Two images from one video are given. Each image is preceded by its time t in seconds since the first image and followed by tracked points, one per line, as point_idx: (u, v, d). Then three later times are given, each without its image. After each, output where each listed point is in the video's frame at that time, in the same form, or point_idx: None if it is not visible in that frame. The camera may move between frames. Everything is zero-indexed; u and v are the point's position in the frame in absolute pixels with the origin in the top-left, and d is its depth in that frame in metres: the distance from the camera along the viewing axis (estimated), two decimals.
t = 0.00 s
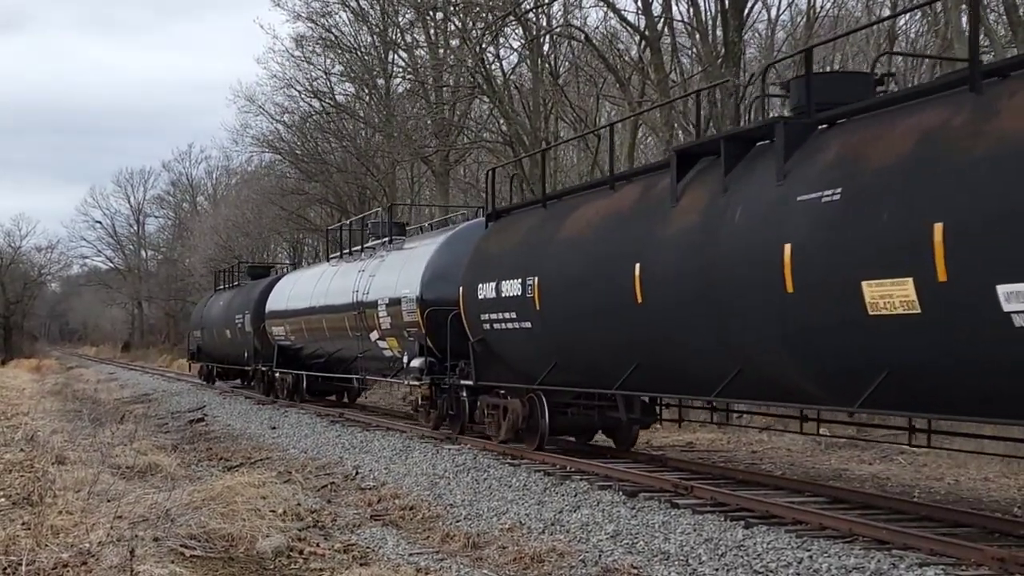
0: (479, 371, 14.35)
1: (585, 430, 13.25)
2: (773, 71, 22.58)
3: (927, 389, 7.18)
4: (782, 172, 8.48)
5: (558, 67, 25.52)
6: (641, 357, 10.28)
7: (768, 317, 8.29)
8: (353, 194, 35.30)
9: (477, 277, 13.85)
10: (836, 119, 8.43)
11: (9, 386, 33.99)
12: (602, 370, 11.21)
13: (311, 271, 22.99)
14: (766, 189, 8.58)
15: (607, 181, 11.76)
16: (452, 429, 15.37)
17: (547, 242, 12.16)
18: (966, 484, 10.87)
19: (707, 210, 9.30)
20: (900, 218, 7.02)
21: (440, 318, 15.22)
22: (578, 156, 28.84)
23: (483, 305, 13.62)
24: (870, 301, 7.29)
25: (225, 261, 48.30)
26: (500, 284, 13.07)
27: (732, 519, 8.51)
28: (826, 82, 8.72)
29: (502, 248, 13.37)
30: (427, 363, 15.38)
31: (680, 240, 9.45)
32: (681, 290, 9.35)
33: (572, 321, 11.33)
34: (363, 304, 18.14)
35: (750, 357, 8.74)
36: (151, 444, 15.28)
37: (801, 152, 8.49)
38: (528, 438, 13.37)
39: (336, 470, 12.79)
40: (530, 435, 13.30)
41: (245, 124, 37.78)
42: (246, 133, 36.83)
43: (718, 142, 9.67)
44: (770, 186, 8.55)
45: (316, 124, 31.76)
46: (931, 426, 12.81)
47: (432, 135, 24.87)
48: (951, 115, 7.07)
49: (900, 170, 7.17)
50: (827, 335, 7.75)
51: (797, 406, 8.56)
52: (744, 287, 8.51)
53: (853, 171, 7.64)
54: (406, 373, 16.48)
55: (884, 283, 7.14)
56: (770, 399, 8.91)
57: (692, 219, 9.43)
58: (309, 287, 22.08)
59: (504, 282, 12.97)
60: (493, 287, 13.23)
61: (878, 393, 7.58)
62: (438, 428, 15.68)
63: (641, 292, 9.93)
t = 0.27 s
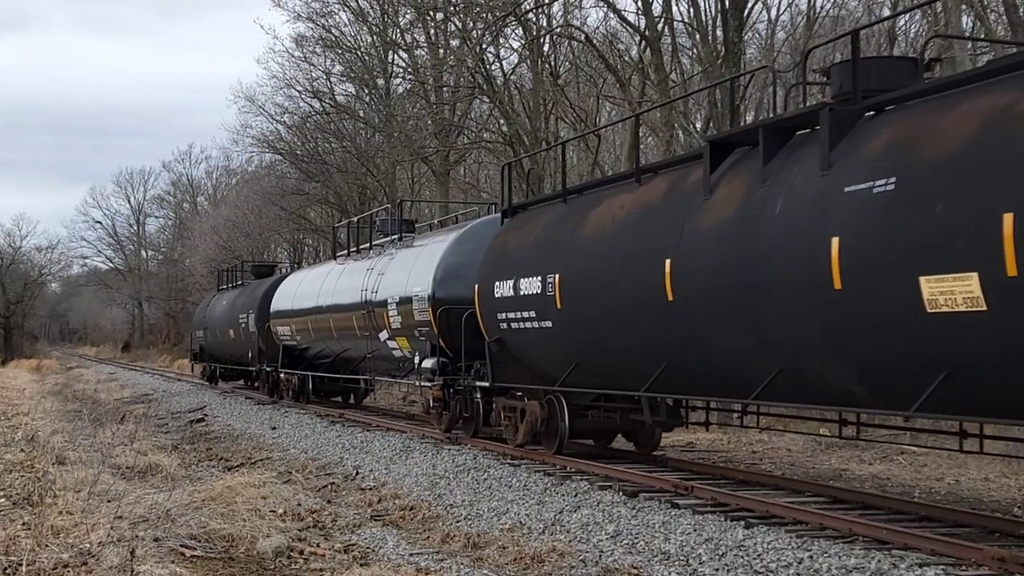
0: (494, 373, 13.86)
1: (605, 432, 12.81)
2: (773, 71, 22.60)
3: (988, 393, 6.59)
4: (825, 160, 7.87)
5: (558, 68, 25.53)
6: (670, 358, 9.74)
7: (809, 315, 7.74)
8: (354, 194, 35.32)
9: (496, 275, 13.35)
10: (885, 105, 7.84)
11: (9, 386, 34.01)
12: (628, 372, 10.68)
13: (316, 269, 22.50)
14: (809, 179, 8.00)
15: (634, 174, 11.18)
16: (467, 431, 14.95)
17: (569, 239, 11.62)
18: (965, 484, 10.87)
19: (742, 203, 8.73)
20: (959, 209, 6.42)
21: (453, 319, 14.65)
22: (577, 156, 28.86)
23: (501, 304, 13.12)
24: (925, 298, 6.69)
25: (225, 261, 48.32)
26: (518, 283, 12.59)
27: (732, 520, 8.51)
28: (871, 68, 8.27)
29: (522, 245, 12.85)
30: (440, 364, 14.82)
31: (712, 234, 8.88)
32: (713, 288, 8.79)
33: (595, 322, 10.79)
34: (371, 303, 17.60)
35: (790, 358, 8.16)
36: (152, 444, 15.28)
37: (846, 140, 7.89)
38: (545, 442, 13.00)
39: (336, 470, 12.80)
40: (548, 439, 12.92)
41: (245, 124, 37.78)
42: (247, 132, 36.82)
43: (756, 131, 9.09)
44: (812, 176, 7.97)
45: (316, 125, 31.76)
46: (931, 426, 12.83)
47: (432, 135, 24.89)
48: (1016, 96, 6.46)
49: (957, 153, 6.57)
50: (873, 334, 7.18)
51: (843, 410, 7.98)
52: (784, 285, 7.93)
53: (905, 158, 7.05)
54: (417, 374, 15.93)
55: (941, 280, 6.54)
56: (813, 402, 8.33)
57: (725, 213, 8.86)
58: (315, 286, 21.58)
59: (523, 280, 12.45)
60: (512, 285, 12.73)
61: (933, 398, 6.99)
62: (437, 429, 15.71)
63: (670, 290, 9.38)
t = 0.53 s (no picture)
0: (511, 374, 13.29)
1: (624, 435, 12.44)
2: (772, 71, 22.61)
3: None
4: (875, 148, 7.30)
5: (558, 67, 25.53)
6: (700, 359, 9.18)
7: (856, 312, 7.19)
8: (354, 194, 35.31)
9: (511, 271, 12.81)
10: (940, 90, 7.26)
11: (8, 385, 34.00)
12: (653, 374, 10.13)
13: (322, 267, 22.19)
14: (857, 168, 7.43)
15: (659, 166, 10.61)
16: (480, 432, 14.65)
17: (589, 234, 11.05)
18: (964, 484, 10.88)
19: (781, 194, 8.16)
20: None
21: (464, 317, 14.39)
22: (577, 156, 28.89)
23: (517, 301, 12.59)
24: (990, 295, 6.13)
25: (224, 261, 48.30)
26: (535, 280, 12.05)
27: (731, 520, 8.51)
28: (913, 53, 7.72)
29: (539, 241, 12.30)
30: (452, 363, 14.53)
31: (748, 227, 8.32)
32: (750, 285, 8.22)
33: (619, 320, 10.23)
34: (380, 302, 17.30)
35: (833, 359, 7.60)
36: (151, 444, 15.27)
37: (900, 126, 7.30)
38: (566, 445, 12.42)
39: (335, 470, 12.79)
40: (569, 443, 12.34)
41: (245, 124, 37.75)
42: (247, 132, 36.79)
43: (797, 119, 8.52)
44: (861, 165, 7.40)
45: (316, 125, 31.74)
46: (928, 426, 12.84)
47: (432, 134, 24.90)
48: None
49: None
50: (929, 330, 6.62)
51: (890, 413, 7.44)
52: (829, 279, 7.37)
53: (967, 144, 6.47)
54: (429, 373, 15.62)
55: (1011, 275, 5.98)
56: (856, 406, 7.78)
57: (763, 205, 8.29)
58: (321, 285, 21.27)
59: (541, 276, 11.91)
60: (529, 282, 12.20)
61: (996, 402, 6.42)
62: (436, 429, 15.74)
63: (702, 287, 8.80)
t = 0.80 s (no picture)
0: (529, 376, 12.86)
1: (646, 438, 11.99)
2: (772, 72, 22.61)
3: None
4: (934, 135, 6.80)
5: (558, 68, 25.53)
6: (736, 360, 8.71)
7: (913, 312, 6.75)
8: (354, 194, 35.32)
9: (530, 268, 12.33)
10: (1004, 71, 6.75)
11: (9, 385, 34.02)
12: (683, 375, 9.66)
13: (329, 266, 21.62)
14: (913, 157, 6.94)
15: (690, 158, 10.07)
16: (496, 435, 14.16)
17: (614, 230, 10.56)
18: (964, 485, 10.87)
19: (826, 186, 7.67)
20: None
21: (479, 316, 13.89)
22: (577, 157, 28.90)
23: (537, 300, 12.11)
24: None
25: (224, 261, 48.32)
26: (556, 278, 11.56)
27: (731, 520, 8.51)
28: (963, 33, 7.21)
29: (560, 237, 11.80)
30: (467, 364, 14.08)
31: (791, 221, 7.86)
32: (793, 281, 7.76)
33: (647, 319, 9.75)
34: (390, 301, 16.69)
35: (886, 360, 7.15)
36: (151, 443, 15.28)
37: (958, 112, 6.81)
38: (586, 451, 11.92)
39: (335, 470, 12.80)
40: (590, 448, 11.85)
41: (245, 124, 37.74)
42: (247, 132, 36.80)
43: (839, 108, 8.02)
44: (917, 154, 6.92)
45: (316, 125, 31.74)
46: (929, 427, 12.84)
47: (432, 134, 24.92)
48: None
49: None
50: (997, 328, 6.18)
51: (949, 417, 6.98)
52: (884, 275, 6.91)
53: None
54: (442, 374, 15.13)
55: None
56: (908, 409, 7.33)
57: (806, 198, 7.82)
58: (328, 284, 20.67)
59: (563, 274, 11.42)
60: (550, 280, 11.71)
61: None
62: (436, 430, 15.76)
63: (739, 284, 8.34)
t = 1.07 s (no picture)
0: (551, 378, 12.29)
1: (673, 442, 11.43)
2: (774, 73, 22.61)
3: None
4: (1001, 122, 6.40)
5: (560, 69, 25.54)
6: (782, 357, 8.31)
7: (985, 309, 6.35)
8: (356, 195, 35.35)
9: (551, 266, 11.81)
10: None
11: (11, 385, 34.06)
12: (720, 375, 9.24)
13: (337, 265, 21.14)
14: (982, 146, 6.52)
15: (724, 149, 9.59)
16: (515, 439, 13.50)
17: (643, 225, 10.09)
18: (967, 486, 10.86)
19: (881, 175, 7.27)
20: None
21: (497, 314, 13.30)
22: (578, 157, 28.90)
23: (559, 299, 11.60)
24: None
25: (226, 261, 48.37)
26: (581, 277, 11.06)
27: (733, 521, 8.51)
28: None
29: (582, 234, 11.29)
30: (484, 365, 13.46)
31: (844, 215, 7.44)
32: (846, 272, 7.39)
33: (684, 318, 9.31)
34: (403, 301, 16.17)
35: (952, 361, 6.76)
36: (153, 444, 15.29)
37: None
38: (612, 456, 11.44)
39: (337, 470, 12.80)
40: (615, 452, 11.38)
41: (247, 125, 37.77)
42: (249, 133, 36.83)
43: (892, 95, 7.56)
44: (986, 143, 6.50)
45: (319, 125, 31.75)
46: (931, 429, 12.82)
47: (433, 135, 24.91)
48: None
49: None
50: None
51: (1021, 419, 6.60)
52: (953, 272, 6.51)
53: None
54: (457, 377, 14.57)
55: None
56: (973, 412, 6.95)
57: (859, 188, 7.41)
58: (336, 284, 20.20)
59: (586, 271, 10.92)
60: (573, 279, 11.21)
61: None
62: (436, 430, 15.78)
63: (784, 282, 7.99)
